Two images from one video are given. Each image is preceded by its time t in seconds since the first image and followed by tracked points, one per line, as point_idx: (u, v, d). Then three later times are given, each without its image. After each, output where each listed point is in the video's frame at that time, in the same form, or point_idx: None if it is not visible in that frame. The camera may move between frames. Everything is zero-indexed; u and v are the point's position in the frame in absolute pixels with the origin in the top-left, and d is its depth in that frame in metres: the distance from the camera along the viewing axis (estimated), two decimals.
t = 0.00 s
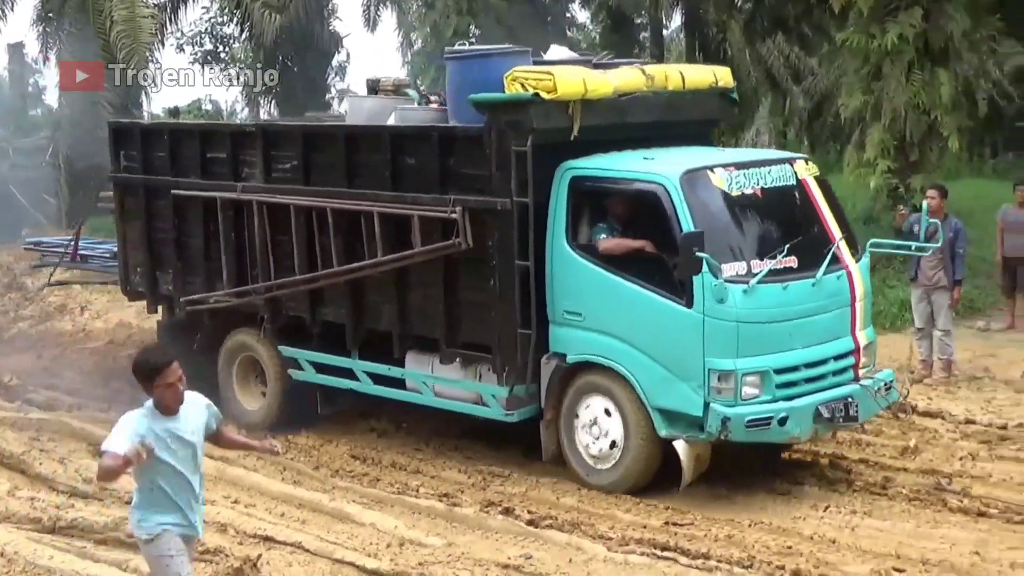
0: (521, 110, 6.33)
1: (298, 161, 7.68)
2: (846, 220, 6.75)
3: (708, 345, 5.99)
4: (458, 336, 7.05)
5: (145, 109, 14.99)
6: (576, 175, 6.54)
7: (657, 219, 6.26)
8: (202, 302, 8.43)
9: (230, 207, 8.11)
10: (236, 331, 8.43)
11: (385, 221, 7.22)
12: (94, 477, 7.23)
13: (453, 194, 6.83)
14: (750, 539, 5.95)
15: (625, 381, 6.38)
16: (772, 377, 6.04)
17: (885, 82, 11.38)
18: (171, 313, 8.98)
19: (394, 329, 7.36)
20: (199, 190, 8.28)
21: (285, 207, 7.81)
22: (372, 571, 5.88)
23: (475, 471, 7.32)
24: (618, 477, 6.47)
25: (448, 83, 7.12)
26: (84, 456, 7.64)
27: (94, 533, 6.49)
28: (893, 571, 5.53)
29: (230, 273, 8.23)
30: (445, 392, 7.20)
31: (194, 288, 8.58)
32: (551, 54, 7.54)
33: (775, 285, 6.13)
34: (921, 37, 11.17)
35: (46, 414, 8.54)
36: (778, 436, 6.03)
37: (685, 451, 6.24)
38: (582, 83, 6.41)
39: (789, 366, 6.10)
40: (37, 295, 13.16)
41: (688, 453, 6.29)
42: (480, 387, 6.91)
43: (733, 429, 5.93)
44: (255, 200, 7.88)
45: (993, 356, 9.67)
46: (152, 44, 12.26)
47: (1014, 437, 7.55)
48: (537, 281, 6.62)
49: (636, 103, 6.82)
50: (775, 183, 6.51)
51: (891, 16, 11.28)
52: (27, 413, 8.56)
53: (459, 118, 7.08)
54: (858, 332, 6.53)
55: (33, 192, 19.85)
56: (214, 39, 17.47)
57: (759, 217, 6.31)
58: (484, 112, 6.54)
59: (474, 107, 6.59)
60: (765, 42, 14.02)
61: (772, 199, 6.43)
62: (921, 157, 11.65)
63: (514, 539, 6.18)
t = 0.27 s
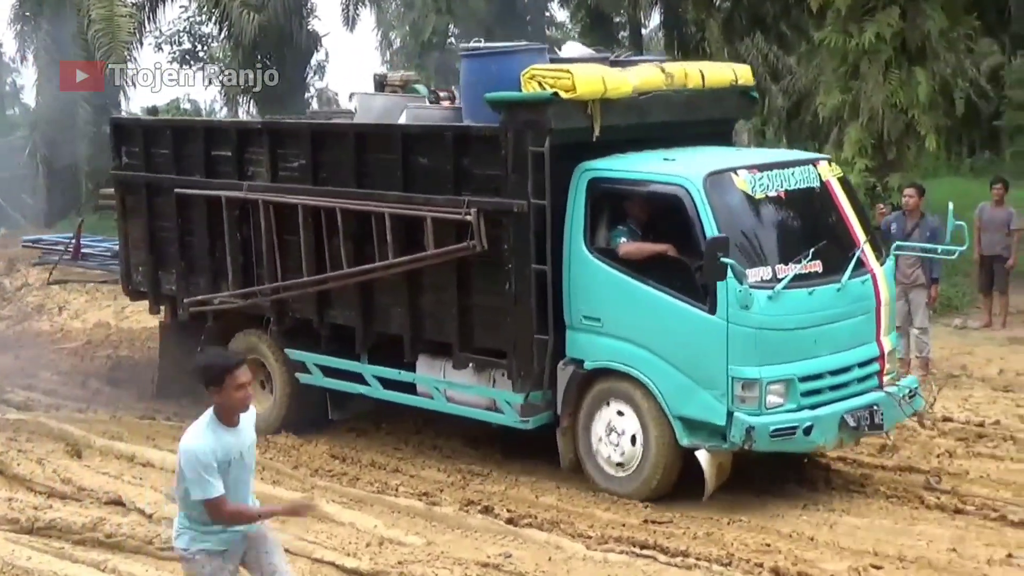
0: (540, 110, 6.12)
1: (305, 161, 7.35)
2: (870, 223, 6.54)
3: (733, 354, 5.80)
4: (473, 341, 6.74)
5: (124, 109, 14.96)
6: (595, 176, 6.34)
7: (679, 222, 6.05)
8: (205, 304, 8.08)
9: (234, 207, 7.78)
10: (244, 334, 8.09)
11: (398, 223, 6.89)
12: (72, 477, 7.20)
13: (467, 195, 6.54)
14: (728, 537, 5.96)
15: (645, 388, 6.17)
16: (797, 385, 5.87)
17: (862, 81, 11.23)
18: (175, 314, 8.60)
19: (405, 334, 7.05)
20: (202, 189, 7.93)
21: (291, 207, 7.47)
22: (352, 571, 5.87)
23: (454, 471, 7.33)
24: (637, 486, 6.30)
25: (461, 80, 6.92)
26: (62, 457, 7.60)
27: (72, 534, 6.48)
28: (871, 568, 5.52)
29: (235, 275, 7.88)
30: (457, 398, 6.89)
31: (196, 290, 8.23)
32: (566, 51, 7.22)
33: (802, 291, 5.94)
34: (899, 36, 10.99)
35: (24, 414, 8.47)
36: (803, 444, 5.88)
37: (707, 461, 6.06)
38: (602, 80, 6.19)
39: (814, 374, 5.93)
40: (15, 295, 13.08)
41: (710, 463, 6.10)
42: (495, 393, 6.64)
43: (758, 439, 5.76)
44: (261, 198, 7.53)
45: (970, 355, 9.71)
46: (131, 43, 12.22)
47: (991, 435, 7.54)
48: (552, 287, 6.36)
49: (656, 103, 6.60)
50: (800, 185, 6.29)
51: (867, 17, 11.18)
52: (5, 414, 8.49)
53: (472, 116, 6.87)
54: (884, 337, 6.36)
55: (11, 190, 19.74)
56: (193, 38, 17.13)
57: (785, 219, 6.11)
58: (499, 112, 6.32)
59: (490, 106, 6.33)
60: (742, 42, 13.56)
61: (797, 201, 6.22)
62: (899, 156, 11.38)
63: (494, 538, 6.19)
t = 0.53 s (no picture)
0: (551, 108, 5.87)
1: (309, 159, 7.05)
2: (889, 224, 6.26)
3: (750, 358, 5.57)
4: (481, 345, 6.49)
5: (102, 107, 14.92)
6: (609, 176, 6.08)
7: (696, 223, 5.80)
8: (206, 306, 7.75)
9: (235, 208, 7.45)
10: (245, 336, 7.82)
11: (405, 225, 6.60)
12: (50, 478, 7.17)
13: (476, 196, 6.27)
14: (707, 535, 5.89)
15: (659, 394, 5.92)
16: (817, 391, 5.63)
17: (840, 80, 11.22)
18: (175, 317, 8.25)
19: (413, 337, 6.75)
20: (201, 189, 7.59)
21: (294, 208, 7.15)
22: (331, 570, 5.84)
23: (433, 470, 7.33)
24: (648, 494, 6.05)
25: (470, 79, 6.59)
26: (40, 457, 7.57)
27: (49, 534, 6.47)
28: (848, 566, 5.47)
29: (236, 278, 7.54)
30: (466, 403, 6.63)
31: (197, 292, 7.89)
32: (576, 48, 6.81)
33: (821, 294, 5.68)
34: (877, 36, 11.01)
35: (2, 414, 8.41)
36: (823, 451, 5.63)
37: (725, 467, 5.81)
38: (615, 78, 5.92)
39: (834, 379, 5.68)
40: None
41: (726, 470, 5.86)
42: (503, 398, 6.40)
43: (778, 446, 5.53)
44: (263, 198, 7.21)
45: (949, 354, 9.73)
46: (110, 41, 12.27)
47: (968, 433, 7.43)
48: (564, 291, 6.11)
49: (670, 100, 6.33)
50: (819, 185, 6.03)
51: (845, 17, 11.18)
52: None
53: (481, 116, 6.53)
54: (902, 341, 6.10)
55: None
56: (171, 37, 16.65)
57: (805, 220, 5.85)
58: (510, 111, 6.06)
59: (501, 105, 6.07)
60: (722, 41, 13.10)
61: (817, 201, 5.96)
62: (876, 155, 11.34)
63: (473, 537, 6.21)
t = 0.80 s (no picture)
0: (557, 110, 5.55)
1: (308, 160, 6.70)
2: (897, 226, 6.01)
3: (759, 364, 5.28)
4: (484, 349, 6.15)
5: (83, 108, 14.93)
6: (614, 178, 5.77)
7: (702, 227, 5.50)
8: (204, 306, 7.39)
9: (233, 209, 7.11)
10: (241, 340, 7.81)
11: (405, 230, 6.25)
12: (29, 478, 7.14)
13: (479, 198, 5.94)
14: (686, 534, 5.69)
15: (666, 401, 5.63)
16: (825, 398, 5.35)
17: (820, 81, 11.24)
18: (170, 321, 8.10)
19: (413, 339, 6.37)
20: (197, 189, 7.25)
21: (294, 210, 6.82)
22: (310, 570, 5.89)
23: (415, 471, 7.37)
24: (652, 502, 5.78)
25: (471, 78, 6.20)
26: (18, 457, 7.53)
27: (28, 535, 6.45)
28: (826, 566, 5.34)
29: (234, 279, 7.19)
30: (468, 408, 6.28)
31: (194, 291, 7.53)
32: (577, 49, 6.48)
33: (829, 299, 5.40)
34: (855, 37, 11.09)
35: None
36: (831, 460, 5.35)
37: (731, 476, 5.52)
38: (619, 79, 5.63)
39: (842, 387, 5.40)
40: None
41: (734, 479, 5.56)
42: (507, 403, 6.09)
43: (786, 455, 5.23)
44: (260, 200, 6.86)
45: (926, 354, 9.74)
46: (89, 41, 12.27)
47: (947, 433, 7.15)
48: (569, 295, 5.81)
49: (674, 102, 6.07)
50: (826, 187, 5.74)
51: (823, 18, 11.23)
52: None
53: (482, 117, 6.11)
54: (909, 346, 5.82)
55: None
56: (150, 36, 16.69)
57: (814, 223, 5.58)
58: (513, 112, 5.73)
59: (503, 105, 5.73)
60: (702, 42, 12.90)
61: (825, 204, 5.70)
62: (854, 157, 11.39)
63: (453, 537, 6.22)
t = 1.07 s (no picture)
0: (557, 109, 5.36)
1: (302, 159, 6.38)
2: (900, 230, 5.76)
3: (762, 365, 5.04)
4: (481, 352, 5.92)
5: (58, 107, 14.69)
6: (614, 177, 5.55)
7: (705, 226, 5.28)
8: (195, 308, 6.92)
9: (225, 208, 6.70)
10: (230, 345, 7.74)
11: (400, 230, 6.03)
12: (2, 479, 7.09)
13: (477, 198, 5.76)
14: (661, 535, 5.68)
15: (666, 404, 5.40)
16: (829, 401, 5.12)
17: (794, 83, 11.26)
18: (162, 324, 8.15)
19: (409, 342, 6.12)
20: (190, 189, 6.81)
21: (287, 211, 6.48)
22: (285, 571, 5.95)
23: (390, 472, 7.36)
24: (649, 504, 5.54)
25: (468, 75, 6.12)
26: None
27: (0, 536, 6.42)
28: (800, 565, 5.34)
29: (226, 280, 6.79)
30: (466, 411, 5.99)
31: (188, 293, 7.05)
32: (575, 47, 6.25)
33: (833, 301, 5.16)
34: (830, 39, 11.16)
35: None
36: (835, 464, 5.12)
37: (732, 480, 5.27)
38: (620, 77, 5.44)
39: (846, 389, 5.17)
40: None
41: (735, 482, 5.32)
42: (506, 406, 5.81)
43: (789, 459, 5.01)
44: (252, 199, 6.51)
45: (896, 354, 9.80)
46: (62, 38, 12.16)
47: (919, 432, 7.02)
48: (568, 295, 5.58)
49: (676, 101, 5.81)
50: (830, 189, 5.51)
51: (799, 20, 11.31)
52: None
53: (481, 116, 6.05)
54: (914, 349, 5.59)
55: None
56: (125, 36, 16.23)
57: (819, 223, 5.36)
58: (512, 110, 5.54)
59: (501, 103, 5.55)
60: (678, 42, 12.49)
61: (831, 204, 5.47)
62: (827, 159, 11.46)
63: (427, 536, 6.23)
